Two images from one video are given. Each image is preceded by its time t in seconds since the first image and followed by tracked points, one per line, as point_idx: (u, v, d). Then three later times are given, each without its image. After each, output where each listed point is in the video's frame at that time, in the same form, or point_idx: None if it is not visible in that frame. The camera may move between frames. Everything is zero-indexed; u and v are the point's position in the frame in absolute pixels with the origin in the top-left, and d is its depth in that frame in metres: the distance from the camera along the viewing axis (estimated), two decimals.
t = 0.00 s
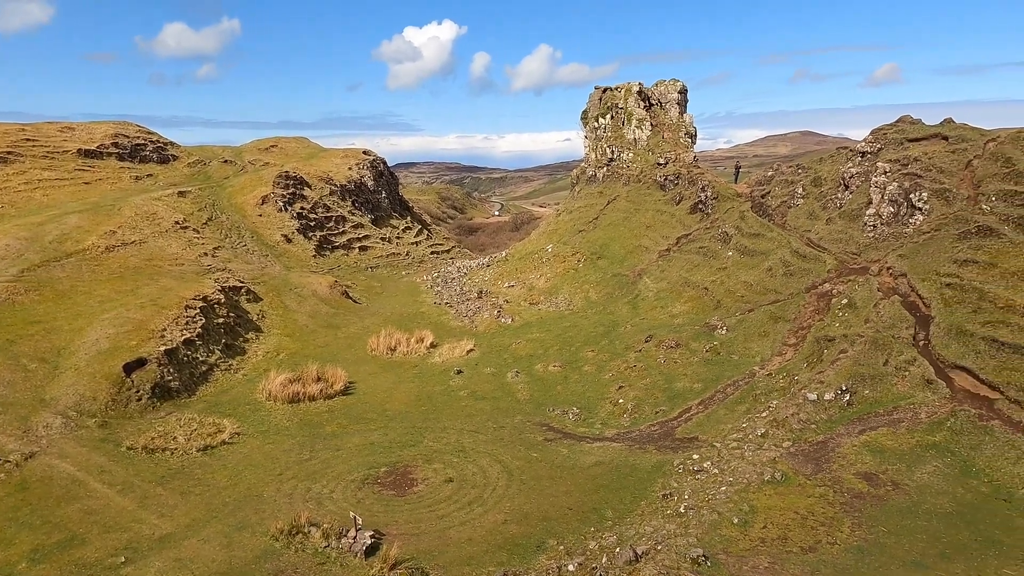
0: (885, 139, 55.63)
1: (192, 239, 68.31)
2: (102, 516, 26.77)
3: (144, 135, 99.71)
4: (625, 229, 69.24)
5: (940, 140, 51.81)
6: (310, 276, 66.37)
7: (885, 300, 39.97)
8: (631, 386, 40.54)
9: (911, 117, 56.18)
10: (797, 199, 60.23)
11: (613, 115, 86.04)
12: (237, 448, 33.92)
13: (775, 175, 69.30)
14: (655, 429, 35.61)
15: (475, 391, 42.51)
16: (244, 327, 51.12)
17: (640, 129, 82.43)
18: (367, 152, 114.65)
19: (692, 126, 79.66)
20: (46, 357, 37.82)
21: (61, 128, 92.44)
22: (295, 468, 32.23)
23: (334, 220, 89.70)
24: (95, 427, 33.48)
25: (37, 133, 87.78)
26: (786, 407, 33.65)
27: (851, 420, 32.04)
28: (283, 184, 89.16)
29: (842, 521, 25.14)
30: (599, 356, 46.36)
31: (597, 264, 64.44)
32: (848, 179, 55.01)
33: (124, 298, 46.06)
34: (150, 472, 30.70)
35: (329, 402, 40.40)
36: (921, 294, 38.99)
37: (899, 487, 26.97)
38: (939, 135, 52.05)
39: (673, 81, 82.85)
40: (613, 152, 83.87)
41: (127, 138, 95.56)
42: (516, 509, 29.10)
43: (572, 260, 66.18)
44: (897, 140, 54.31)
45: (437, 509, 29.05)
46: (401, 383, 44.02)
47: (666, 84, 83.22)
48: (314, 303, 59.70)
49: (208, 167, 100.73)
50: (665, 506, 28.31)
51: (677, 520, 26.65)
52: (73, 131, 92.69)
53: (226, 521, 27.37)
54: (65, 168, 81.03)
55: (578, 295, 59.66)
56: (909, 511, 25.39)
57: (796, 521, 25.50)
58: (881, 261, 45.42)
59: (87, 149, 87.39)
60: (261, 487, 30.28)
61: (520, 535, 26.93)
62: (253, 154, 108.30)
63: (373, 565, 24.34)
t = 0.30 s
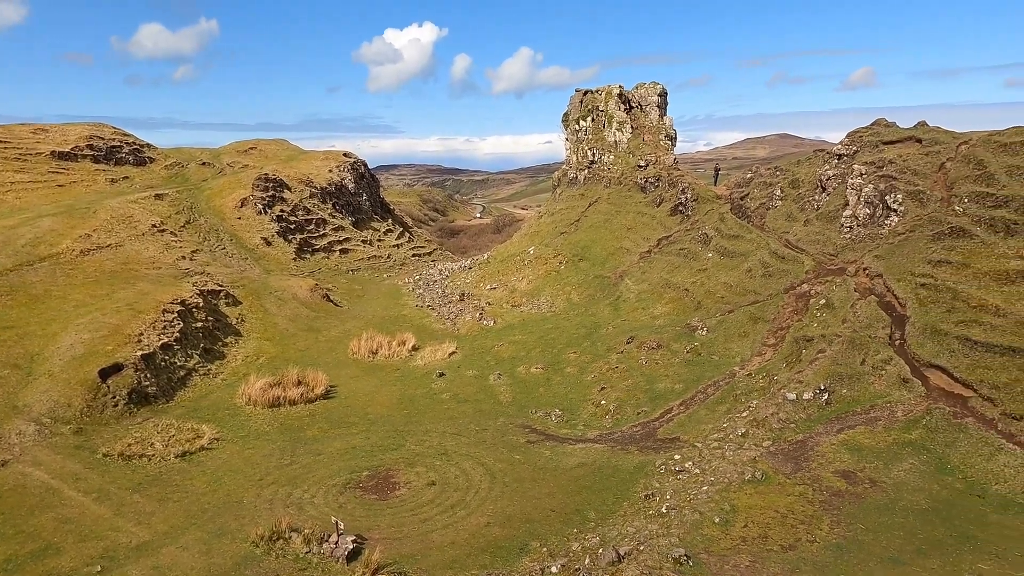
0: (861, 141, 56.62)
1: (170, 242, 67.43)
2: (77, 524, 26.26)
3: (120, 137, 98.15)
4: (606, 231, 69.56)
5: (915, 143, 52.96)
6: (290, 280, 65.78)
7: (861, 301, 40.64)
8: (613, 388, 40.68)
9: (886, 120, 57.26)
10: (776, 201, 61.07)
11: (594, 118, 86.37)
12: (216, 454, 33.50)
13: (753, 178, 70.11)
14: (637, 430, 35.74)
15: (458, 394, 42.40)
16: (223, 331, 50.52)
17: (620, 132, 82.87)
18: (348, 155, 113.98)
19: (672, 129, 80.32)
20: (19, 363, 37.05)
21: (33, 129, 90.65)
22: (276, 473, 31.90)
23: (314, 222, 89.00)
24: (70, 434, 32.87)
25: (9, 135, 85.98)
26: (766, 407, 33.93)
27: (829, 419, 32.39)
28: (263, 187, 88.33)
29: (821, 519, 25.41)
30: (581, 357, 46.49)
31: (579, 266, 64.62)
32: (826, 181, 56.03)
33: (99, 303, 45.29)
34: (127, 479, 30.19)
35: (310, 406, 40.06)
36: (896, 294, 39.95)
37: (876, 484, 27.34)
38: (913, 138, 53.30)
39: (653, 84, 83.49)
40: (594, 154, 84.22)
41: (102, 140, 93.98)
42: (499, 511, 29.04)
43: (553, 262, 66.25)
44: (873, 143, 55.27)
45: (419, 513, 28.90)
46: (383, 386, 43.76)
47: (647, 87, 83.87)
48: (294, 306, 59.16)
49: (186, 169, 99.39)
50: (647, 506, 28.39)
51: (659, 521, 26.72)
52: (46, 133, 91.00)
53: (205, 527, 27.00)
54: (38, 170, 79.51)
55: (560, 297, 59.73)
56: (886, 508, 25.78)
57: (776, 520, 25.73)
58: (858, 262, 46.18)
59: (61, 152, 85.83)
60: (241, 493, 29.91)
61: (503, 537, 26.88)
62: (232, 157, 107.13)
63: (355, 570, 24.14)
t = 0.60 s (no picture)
0: (842, 143, 57.38)
1: (151, 244, 66.71)
2: (57, 531, 25.84)
3: (100, 138, 96.82)
4: (591, 232, 69.80)
5: (894, 145, 53.93)
6: (274, 282, 65.26)
7: (843, 300, 41.18)
8: (599, 388, 40.79)
9: (866, 123, 58.09)
10: (759, 202, 61.65)
11: (579, 120, 86.63)
12: (199, 458, 33.16)
13: (736, 179, 70.65)
14: (623, 431, 35.85)
15: (444, 396, 42.31)
16: (205, 335, 50.02)
17: (605, 133, 83.19)
18: (332, 156, 113.41)
19: (656, 131, 80.74)
20: None
21: (11, 130, 89.19)
22: (260, 477, 31.62)
23: (298, 224, 88.36)
24: (49, 440, 32.35)
25: None
26: (750, 406, 34.15)
27: (812, 418, 32.66)
28: (246, 188, 87.65)
29: (805, 517, 25.62)
30: (566, 359, 46.57)
31: (564, 267, 64.75)
32: (807, 183, 56.79)
33: (79, 306, 44.66)
34: (107, 484, 29.77)
35: (294, 409, 39.76)
36: (877, 293, 40.63)
37: (859, 482, 27.64)
38: (893, 140, 54.23)
39: (637, 86, 83.91)
40: (578, 156, 84.44)
41: (81, 141, 92.66)
42: (485, 513, 28.99)
43: (539, 264, 66.26)
44: (853, 144, 56.06)
45: (405, 515, 28.78)
46: (368, 389, 43.55)
47: (631, 89, 84.28)
48: (278, 309, 58.70)
49: (167, 171, 98.31)
50: (633, 506, 28.46)
51: (645, 521, 26.79)
52: (24, 134, 89.62)
53: (187, 533, 26.68)
54: (15, 172, 78.26)
55: (545, 298, 59.77)
56: (869, 506, 26.06)
57: (761, 518, 25.90)
58: (839, 262, 46.79)
59: (39, 153, 84.55)
60: (224, 498, 29.59)
61: (490, 539, 26.83)
62: (214, 158, 106.18)
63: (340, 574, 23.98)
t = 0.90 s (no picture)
0: (818, 145, 58.29)
1: (127, 247, 65.71)
2: (30, 540, 25.24)
3: (73, 140, 95.08)
4: (572, 234, 70.07)
5: (869, 147, 55.02)
6: (253, 285, 64.57)
7: (820, 300, 41.81)
8: (581, 390, 40.90)
9: (841, 125, 59.01)
10: (737, 204, 62.30)
11: (559, 122, 86.94)
12: (177, 464, 32.71)
13: (715, 181, 71.28)
14: (604, 432, 35.98)
15: (425, 398, 42.19)
16: (183, 339, 49.34)
17: (586, 135, 83.59)
18: (312, 158, 112.62)
19: (636, 133, 81.19)
20: None
21: None
22: (239, 482, 31.27)
23: (277, 226, 87.62)
24: (21, 447, 31.62)
25: None
26: (729, 406, 34.44)
27: (791, 417, 33.02)
28: (224, 190, 86.73)
29: (784, 515, 25.89)
30: (548, 360, 46.64)
31: (546, 268, 64.85)
32: (785, 185, 57.66)
33: (51, 311, 43.78)
34: (82, 492, 29.19)
35: (274, 414, 39.39)
36: (854, 294, 41.39)
37: (836, 479, 28.00)
38: (868, 143, 55.31)
39: (617, 88, 84.34)
40: (559, 157, 84.71)
41: (54, 142, 90.93)
42: (468, 515, 28.91)
43: (520, 266, 66.31)
44: (829, 147, 57.05)
45: (387, 519, 28.62)
46: (349, 392, 43.28)
47: (611, 91, 84.66)
48: (258, 312, 58.06)
49: (144, 173, 96.86)
50: (615, 507, 28.53)
51: (626, 521, 26.84)
52: None
53: (165, 540, 26.29)
54: None
55: (527, 300, 59.79)
56: (846, 503, 26.40)
57: (741, 517, 26.11)
58: (817, 263, 47.53)
59: (10, 155, 82.83)
60: (203, 504, 29.19)
61: (472, 542, 26.75)
62: (192, 160, 104.88)
63: None
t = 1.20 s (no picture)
0: (799, 146, 59.04)
1: (106, 250, 64.84)
2: (6, 548, 24.75)
3: (50, 140, 93.57)
4: (556, 235, 70.23)
5: (849, 148, 55.92)
6: (235, 287, 63.97)
7: (802, 300, 42.30)
8: (566, 391, 40.97)
9: (822, 126, 59.60)
10: (720, 205, 62.81)
11: (543, 123, 87.33)
12: (158, 469, 32.33)
13: (698, 182, 71.68)
14: (589, 432, 36.07)
15: (410, 400, 42.04)
16: (164, 342, 48.79)
17: (569, 137, 83.89)
18: (295, 159, 111.86)
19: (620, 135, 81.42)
20: None
21: None
22: (222, 487, 30.96)
23: (259, 228, 86.95)
24: None
25: None
26: (713, 406, 34.65)
27: (774, 416, 33.29)
28: (205, 192, 85.91)
29: (767, 513, 26.09)
30: (532, 361, 46.67)
31: (530, 269, 64.83)
32: (767, 186, 58.31)
33: (28, 315, 43.02)
34: (60, 498, 28.69)
35: (257, 417, 39.05)
36: (835, 293, 42.00)
37: (819, 477, 28.28)
38: (847, 144, 56.14)
39: (601, 90, 84.77)
40: (543, 159, 84.82)
41: (30, 143, 89.42)
42: (453, 517, 28.83)
43: (505, 267, 66.28)
44: (809, 148, 57.80)
45: (372, 522, 28.45)
46: (333, 394, 43.01)
47: (594, 93, 85.18)
48: (240, 315, 57.48)
49: (123, 174, 95.57)
50: (600, 507, 28.58)
51: (612, 521, 26.89)
52: None
53: (146, 546, 25.95)
54: None
55: (511, 301, 59.74)
56: (828, 501, 26.67)
57: (725, 515, 26.29)
58: (798, 263, 48.08)
59: None
60: (185, 509, 28.85)
61: (458, 544, 26.67)
62: (172, 161, 103.74)
63: None
